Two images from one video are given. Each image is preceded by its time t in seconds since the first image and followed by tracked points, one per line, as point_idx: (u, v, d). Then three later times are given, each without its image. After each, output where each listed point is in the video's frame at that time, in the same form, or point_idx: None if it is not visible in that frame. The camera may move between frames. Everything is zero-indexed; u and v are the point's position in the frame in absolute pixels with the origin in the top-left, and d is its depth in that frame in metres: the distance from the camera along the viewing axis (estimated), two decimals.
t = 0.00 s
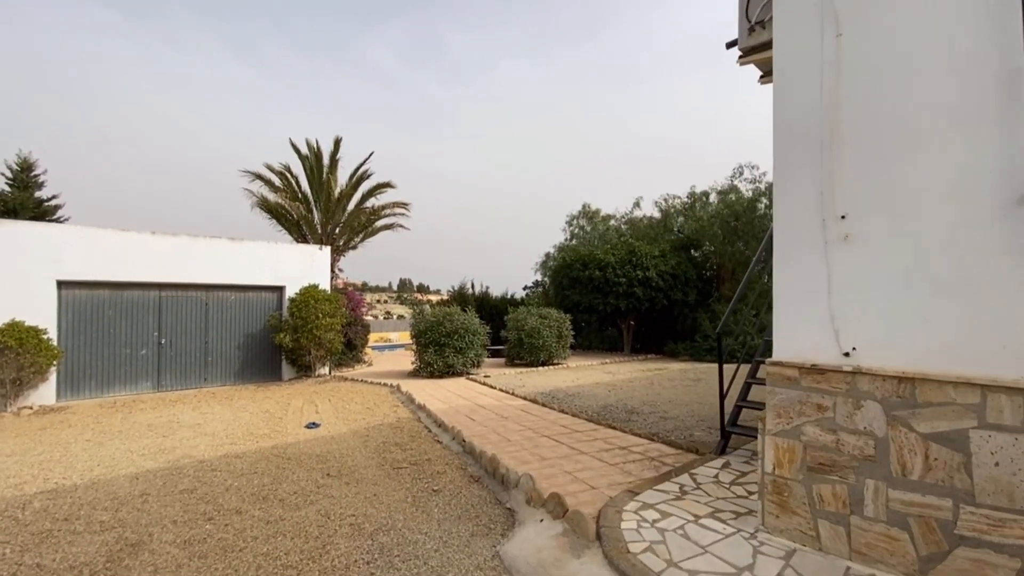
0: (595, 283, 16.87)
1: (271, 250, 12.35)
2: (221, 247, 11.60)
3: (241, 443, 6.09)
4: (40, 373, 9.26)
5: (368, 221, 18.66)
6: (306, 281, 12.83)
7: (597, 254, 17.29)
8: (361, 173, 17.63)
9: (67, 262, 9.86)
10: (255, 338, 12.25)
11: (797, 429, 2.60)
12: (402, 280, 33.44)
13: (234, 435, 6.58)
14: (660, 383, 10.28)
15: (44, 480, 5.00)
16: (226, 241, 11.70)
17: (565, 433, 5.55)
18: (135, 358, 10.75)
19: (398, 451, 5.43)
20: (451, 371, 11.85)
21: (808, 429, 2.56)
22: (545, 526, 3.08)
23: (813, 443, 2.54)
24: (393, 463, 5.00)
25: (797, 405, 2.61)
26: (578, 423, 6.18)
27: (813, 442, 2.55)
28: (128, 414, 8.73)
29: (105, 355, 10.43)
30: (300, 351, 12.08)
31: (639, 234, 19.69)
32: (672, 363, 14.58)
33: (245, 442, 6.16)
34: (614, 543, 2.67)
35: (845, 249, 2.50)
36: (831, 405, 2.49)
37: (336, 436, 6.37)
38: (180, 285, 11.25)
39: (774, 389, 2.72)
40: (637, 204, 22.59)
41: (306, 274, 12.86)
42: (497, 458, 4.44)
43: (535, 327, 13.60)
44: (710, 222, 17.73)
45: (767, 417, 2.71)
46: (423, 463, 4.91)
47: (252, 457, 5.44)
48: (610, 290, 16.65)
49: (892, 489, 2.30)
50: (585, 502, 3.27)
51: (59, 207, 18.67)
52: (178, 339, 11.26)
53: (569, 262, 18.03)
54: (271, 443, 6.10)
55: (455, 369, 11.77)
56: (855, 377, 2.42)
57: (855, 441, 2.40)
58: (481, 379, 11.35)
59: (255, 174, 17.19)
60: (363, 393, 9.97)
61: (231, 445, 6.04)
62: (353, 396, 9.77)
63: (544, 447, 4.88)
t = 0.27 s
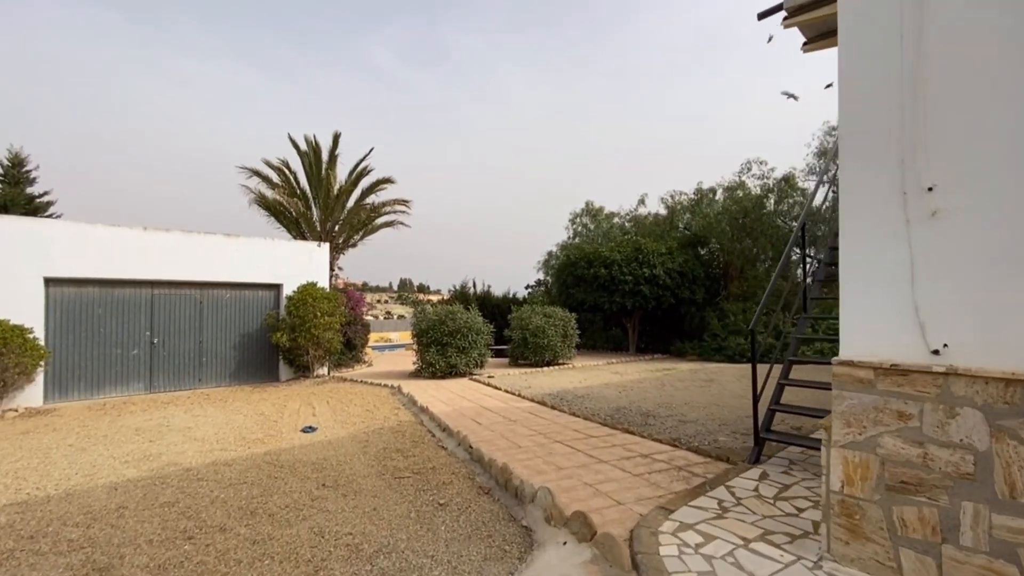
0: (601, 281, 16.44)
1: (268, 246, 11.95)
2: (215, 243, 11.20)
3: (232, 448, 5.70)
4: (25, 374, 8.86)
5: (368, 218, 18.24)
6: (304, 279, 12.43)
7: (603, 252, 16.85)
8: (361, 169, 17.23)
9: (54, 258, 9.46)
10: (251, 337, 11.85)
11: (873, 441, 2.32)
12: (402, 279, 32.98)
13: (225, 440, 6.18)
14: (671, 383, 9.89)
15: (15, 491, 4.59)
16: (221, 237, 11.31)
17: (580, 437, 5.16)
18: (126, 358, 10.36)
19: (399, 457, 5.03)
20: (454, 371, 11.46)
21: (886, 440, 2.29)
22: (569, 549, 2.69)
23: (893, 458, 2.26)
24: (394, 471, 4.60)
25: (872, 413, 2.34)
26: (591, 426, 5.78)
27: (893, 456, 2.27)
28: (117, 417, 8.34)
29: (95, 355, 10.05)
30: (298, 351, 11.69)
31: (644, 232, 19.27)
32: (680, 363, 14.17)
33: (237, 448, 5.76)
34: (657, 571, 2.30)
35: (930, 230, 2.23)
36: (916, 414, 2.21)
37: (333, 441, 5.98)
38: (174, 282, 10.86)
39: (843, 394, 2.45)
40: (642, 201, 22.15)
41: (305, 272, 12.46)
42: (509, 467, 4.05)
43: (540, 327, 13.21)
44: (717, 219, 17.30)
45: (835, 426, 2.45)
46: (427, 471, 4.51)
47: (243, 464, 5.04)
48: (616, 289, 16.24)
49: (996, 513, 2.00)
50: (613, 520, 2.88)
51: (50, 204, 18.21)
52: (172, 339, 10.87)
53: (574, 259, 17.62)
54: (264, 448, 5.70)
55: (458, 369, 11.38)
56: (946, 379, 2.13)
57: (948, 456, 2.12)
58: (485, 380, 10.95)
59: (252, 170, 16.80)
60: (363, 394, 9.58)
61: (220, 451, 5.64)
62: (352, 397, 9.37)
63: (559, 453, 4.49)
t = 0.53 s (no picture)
0: (606, 281, 16.01)
1: (265, 245, 11.57)
2: (209, 242, 10.82)
3: (222, 462, 5.31)
4: (8, 379, 8.47)
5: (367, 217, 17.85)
6: (302, 279, 12.04)
7: (607, 251, 16.41)
8: (360, 166, 16.83)
9: (39, 257, 9.06)
10: (247, 339, 11.45)
11: (981, 481, 2.06)
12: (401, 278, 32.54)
13: (215, 451, 5.80)
14: (683, 388, 9.50)
15: None
16: (215, 236, 10.91)
17: (596, 451, 4.79)
18: (116, 361, 9.97)
19: (400, 473, 4.63)
20: (456, 374, 11.07)
21: (996, 480, 2.03)
22: None
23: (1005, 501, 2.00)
24: (396, 489, 4.22)
25: (976, 446, 2.08)
26: (606, 438, 5.39)
27: (1003, 497, 2.01)
28: (104, 423, 7.95)
29: (83, 358, 9.66)
30: (295, 354, 11.29)
31: (649, 231, 18.82)
32: (689, 366, 13.76)
33: (227, 461, 5.37)
34: None
35: None
36: None
37: (330, 453, 5.59)
38: (165, 282, 10.47)
39: (938, 421, 2.19)
40: (647, 200, 21.71)
41: (302, 271, 12.06)
42: (522, 488, 3.67)
43: (545, 328, 12.82)
44: (725, 217, 16.87)
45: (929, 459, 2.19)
46: (431, 490, 4.12)
47: (232, 480, 4.66)
48: (621, 289, 15.82)
49: None
50: (650, 561, 2.50)
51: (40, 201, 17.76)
52: (164, 341, 10.49)
53: (578, 259, 17.21)
54: (256, 462, 5.30)
55: (461, 372, 11.00)
56: None
57: None
58: (489, 384, 10.56)
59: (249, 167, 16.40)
60: (363, 399, 9.21)
61: (209, 464, 5.25)
62: (350, 402, 8.98)
63: (576, 471, 4.10)
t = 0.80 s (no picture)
0: (611, 282, 15.62)
1: (262, 244, 11.20)
2: (203, 240, 10.44)
3: (209, 474, 4.91)
4: None
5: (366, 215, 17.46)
6: (300, 278, 11.66)
7: (613, 250, 16.03)
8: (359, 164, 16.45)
9: (25, 254, 8.68)
10: (242, 340, 11.06)
11: None
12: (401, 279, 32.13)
13: (205, 461, 5.43)
14: (695, 392, 9.14)
15: None
16: (210, 234, 10.51)
17: (616, 463, 4.43)
18: (106, 363, 9.59)
19: (404, 489, 4.25)
20: (458, 377, 10.70)
21: None
22: None
23: None
24: (399, 507, 3.85)
25: None
26: (624, 448, 5.02)
27: None
28: (91, 429, 7.57)
29: (70, 360, 9.28)
30: (292, 356, 10.90)
31: (654, 230, 18.44)
32: (697, 369, 13.39)
33: (216, 473, 4.98)
34: None
35: None
36: None
37: (328, 464, 5.20)
38: (158, 281, 10.09)
39: None
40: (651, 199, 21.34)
41: (300, 271, 11.67)
42: (542, 509, 3.31)
43: (550, 330, 12.45)
44: (732, 216, 16.50)
45: None
46: (438, 509, 3.75)
47: (220, 496, 4.28)
48: (627, 289, 15.43)
49: None
50: None
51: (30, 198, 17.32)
52: (156, 342, 10.10)
53: (582, 259, 16.82)
54: (247, 474, 4.91)
55: (464, 375, 10.64)
56: None
57: None
58: (493, 388, 10.19)
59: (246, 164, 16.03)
60: (363, 403, 8.83)
61: (196, 477, 4.85)
62: (349, 406, 8.60)
63: (598, 488, 3.73)
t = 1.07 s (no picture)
0: (616, 282, 15.23)
1: (256, 242, 10.81)
2: (196, 238, 10.06)
3: (188, 493, 4.43)
4: None
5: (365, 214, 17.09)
6: (296, 277, 11.28)
7: (617, 249, 15.64)
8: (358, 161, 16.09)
9: (7, 252, 8.30)
10: (237, 341, 10.66)
11: None
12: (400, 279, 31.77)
13: (190, 474, 5.04)
14: (707, 397, 8.78)
15: None
16: (202, 231, 10.13)
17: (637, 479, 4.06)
18: (93, 365, 9.21)
19: (404, 508, 3.86)
20: (460, 380, 10.33)
21: None
22: None
23: None
24: (400, 530, 3.47)
25: None
26: (643, 460, 4.64)
27: None
28: (73, 436, 7.19)
29: (55, 363, 8.89)
30: (287, 358, 10.52)
31: (659, 229, 18.05)
32: (706, 371, 13.03)
33: (195, 493, 4.49)
34: None
35: None
36: None
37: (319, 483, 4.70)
38: (148, 281, 9.70)
39: None
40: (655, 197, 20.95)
41: (296, 270, 11.29)
42: (561, 537, 2.94)
43: (554, 331, 12.07)
44: (739, 214, 16.13)
45: None
46: (443, 533, 3.36)
47: (203, 516, 3.90)
48: (632, 289, 15.04)
49: None
50: None
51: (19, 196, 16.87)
52: (146, 344, 9.71)
53: (586, 258, 16.44)
54: (230, 494, 4.42)
55: (466, 378, 10.27)
56: None
57: None
58: (496, 391, 9.81)
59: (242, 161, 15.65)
60: (362, 408, 8.45)
61: (173, 498, 4.37)
62: (347, 411, 8.22)
63: (622, 511, 3.36)
